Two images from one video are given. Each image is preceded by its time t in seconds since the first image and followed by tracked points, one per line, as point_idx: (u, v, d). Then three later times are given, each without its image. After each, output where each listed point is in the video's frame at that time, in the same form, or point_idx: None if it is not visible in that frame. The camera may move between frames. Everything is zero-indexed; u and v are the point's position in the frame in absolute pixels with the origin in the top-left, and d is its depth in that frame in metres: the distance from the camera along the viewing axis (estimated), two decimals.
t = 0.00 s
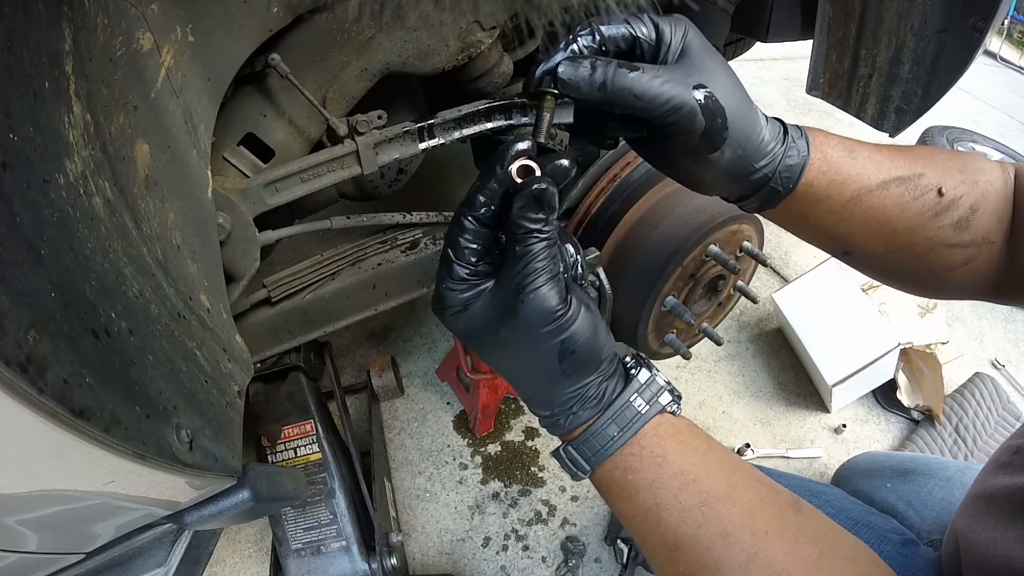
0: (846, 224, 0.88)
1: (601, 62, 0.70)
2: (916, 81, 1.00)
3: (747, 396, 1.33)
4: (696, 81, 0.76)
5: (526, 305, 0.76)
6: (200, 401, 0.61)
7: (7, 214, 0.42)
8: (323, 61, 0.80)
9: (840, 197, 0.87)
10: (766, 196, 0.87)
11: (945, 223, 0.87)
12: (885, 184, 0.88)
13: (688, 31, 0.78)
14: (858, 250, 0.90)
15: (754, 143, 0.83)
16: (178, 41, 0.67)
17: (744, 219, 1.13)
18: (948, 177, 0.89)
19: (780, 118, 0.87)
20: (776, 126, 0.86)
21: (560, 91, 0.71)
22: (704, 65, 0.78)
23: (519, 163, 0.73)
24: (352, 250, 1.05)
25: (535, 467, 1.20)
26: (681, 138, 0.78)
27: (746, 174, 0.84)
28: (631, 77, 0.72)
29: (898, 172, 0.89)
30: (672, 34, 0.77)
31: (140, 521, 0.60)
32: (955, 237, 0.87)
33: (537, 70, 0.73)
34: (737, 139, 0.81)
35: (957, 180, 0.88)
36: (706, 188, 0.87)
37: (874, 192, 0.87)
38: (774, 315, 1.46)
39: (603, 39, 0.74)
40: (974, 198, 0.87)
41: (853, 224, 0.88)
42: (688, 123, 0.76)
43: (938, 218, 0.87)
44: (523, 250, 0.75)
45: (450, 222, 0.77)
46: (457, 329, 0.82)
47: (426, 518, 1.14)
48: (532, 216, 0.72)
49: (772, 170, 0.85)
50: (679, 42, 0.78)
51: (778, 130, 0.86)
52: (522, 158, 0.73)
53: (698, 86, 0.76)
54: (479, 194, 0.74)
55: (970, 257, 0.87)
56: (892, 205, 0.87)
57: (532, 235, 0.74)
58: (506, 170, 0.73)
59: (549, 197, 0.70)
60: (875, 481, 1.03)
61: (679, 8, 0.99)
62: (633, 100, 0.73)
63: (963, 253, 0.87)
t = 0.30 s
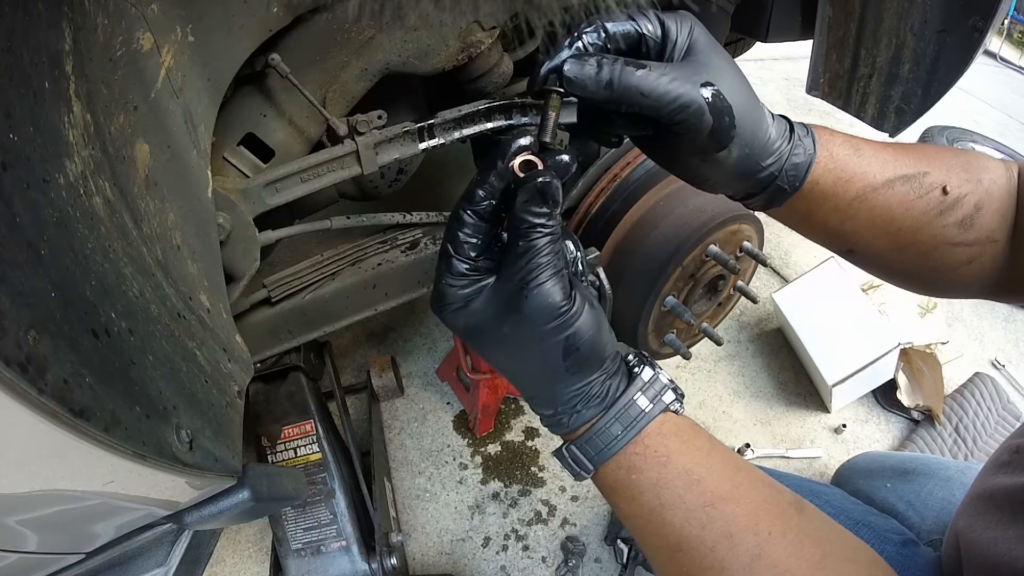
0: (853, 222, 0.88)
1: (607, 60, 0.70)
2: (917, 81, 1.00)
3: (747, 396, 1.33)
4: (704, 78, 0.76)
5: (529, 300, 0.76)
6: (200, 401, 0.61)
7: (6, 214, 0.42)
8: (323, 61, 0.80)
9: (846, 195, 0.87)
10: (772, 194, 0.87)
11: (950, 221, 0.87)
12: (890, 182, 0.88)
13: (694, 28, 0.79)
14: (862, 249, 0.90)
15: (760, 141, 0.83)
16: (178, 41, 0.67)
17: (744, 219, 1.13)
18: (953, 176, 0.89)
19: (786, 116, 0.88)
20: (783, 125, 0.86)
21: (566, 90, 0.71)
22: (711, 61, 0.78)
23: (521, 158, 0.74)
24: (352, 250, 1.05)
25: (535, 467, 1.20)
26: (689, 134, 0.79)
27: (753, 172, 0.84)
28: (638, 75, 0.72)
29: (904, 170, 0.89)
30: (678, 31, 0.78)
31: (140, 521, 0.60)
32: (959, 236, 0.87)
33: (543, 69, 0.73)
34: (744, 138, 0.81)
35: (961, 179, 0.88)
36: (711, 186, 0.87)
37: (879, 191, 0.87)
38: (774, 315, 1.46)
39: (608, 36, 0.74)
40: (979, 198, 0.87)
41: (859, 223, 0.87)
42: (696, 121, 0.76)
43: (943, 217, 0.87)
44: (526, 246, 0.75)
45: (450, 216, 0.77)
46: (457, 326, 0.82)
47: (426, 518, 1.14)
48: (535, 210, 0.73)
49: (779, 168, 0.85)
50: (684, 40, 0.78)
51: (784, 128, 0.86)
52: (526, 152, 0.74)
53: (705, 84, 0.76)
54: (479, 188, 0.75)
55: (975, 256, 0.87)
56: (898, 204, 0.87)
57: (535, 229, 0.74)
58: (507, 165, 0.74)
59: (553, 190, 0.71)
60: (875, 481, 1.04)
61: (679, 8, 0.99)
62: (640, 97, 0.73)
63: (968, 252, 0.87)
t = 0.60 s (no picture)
0: (857, 219, 0.88)
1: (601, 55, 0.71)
2: (916, 81, 1.00)
3: (747, 396, 1.33)
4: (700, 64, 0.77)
5: (542, 285, 0.76)
6: (200, 401, 0.61)
7: (7, 214, 0.42)
8: (323, 61, 0.80)
9: (848, 190, 0.87)
10: (781, 186, 0.87)
11: (953, 219, 0.87)
12: (893, 177, 0.88)
13: (681, 30, 0.80)
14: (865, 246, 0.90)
15: (763, 131, 0.83)
16: (178, 41, 0.67)
17: (744, 219, 1.13)
18: (954, 173, 0.89)
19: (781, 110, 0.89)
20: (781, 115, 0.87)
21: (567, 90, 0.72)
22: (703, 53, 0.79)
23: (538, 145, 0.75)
24: (352, 250, 1.05)
25: (535, 467, 1.20)
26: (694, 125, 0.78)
27: (758, 162, 0.84)
28: (633, 63, 0.72)
29: (906, 166, 0.90)
30: (667, 34, 0.79)
31: (140, 521, 0.60)
32: (963, 234, 0.86)
33: (541, 78, 0.74)
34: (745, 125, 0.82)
35: (963, 177, 0.89)
36: (723, 183, 0.86)
37: (881, 185, 0.88)
38: (774, 314, 1.46)
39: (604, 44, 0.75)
40: (982, 197, 0.87)
41: (863, 219, 0.88)
42: (697, 106, 0.76)
43: (946, 214, 0.87)
44: (539, 228, 0.75)
45: (457, 202, 0.78)
46: (464, 318, 0.81)
47: (426, 518, 1.14)
48: (552, 190, 0.73)
49: (784, 159, 0.85)
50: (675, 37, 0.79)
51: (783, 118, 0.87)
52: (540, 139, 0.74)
53: (702, 68, 0.76)
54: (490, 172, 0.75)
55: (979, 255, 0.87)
56: (901, 199, 0.87)
57: (549, 211, 0.74)
58: (518, 149, 0.75)
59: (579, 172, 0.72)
60: (875, 481, 1.04)
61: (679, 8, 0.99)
62: (640, 89, 0.73)
63: (972, 250, 0.87)
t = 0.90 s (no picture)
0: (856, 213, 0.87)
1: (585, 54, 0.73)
2: (916, 81, 1.00)
3: (747, 396, 1.33)
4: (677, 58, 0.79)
5: (544, 267, 0.74)
6: (200, 401, 0.61)
7: (7, 214, 0.42)
8: (323, 61, 0.80)
9: (845, 180, 0.87)
10: (782, 171, 0.86)
11: (952, 214, 0.86)
12: (888, 171, 0.89)
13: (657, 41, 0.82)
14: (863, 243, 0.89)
15: (755, 119, 0.84)
16: (178, 41, 0.67)
17: (744, 219, 1.13)
18: (951, 170, 0.89)
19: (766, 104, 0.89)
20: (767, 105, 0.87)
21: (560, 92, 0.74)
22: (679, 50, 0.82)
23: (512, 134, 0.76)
24: (352, 250, 1.05)
25: (535, 467, 1.20)
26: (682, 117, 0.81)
27: (756, 146, 0.84)
28: (616, 59, 0.74)
29: (901, 162, 0.90)
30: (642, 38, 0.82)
31: (140, 521, 0.60)
32: (961, 229, 0.86)
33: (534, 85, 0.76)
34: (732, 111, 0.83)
35: (959, 173, 0.89)
36: (725, 172, 0.86)
37: (877, 180, 0.88)
38: (774, 314, 1.46)
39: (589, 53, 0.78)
40: (981, 193, 0.87)
41: (862, 213, 0.87)
42: (682, 91, 0.78)
43: (944, 210, 0.86)
44: (533, 208, 0.73)
45: (444, 198, 0.75)
46: (465, 317, 0.78)
47: (426, 517, 1.14)
48: (540, 168, 0.73)
49: (780, 143, 0.85)
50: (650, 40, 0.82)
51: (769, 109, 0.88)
52: (513, 128, 0.76)
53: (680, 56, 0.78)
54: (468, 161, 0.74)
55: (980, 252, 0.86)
56: (897, 193, 0.87)
57: (539, 189, 0.74)
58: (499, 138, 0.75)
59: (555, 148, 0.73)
60: (875, 481, 1.04)
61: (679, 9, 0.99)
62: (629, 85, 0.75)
63: (972, 246, 0.86)
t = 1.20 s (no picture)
0: (849, 223, 0.87)
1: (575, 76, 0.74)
2: (917, 81, 1.00)
3: (747, 396, 1.33)
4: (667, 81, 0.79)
5: (536, 259, 0.74)
6: (200, 402, 0.61)
7: (6, 214, 0.42)
8: (323, 61, 0.80)
9: (839, 193, 0.86)
10: (769, 190, 0.86)
11: (946, 224, 0.86)
12: (883, 182, 0.88)
13: (657, 48, 0.83)
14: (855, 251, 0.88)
15: (747, 141, 0.83)
16: (178, 41, 0.67)
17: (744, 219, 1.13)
18: (946, 178, 0.88)
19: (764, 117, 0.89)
20: (763, 121, 0.87)
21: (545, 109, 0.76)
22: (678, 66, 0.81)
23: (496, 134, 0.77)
24: (352, 250, 1.05)
25: (535, 467, 1.20)
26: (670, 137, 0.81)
27: (742, 168, 0.84)
28: (604, 80, 0.75)
29: (897, 171, 0.89)
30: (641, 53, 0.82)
31: (140, 521, 0.60)
32: (956, 238, 0.86)
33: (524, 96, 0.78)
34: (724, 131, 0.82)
35: (955, 181, 0.88)
36: (711, 189, 0.86)
37: (871, 190, 0.87)
38: (774, 314, 1.46)
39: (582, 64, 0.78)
40: (974, 202, 0.87)
41: (855, 224, 0.87)
42: (669, 113, 0.78)
43: (937, 219, 0.86)
44: (522, 202, 0.74)
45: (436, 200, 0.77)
46: (462, 316, 0.79)
47: (426, 518, 1.14)
48: (524, 164, 0.75)
49: (769, 163, 0.85)
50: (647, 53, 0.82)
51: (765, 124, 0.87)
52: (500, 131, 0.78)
53: (670, 78, 0.78)
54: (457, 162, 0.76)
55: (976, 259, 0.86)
56: (893, 204, 0.87)
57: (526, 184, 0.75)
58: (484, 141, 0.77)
59: (536, 142, 0.76)
60: (875, 481, 1.04)
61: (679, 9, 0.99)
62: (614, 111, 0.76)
63: (966, 253, 0.86)
